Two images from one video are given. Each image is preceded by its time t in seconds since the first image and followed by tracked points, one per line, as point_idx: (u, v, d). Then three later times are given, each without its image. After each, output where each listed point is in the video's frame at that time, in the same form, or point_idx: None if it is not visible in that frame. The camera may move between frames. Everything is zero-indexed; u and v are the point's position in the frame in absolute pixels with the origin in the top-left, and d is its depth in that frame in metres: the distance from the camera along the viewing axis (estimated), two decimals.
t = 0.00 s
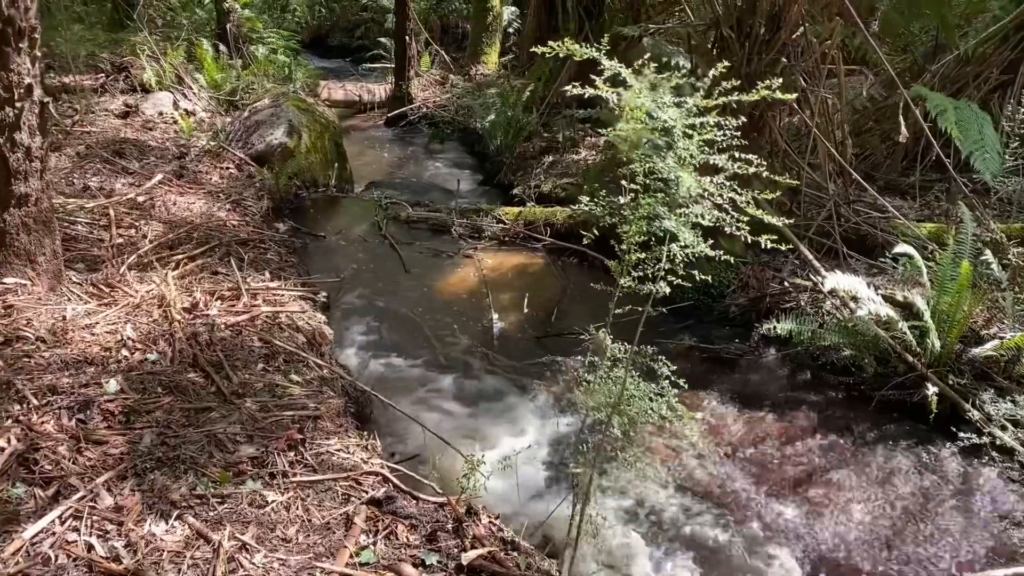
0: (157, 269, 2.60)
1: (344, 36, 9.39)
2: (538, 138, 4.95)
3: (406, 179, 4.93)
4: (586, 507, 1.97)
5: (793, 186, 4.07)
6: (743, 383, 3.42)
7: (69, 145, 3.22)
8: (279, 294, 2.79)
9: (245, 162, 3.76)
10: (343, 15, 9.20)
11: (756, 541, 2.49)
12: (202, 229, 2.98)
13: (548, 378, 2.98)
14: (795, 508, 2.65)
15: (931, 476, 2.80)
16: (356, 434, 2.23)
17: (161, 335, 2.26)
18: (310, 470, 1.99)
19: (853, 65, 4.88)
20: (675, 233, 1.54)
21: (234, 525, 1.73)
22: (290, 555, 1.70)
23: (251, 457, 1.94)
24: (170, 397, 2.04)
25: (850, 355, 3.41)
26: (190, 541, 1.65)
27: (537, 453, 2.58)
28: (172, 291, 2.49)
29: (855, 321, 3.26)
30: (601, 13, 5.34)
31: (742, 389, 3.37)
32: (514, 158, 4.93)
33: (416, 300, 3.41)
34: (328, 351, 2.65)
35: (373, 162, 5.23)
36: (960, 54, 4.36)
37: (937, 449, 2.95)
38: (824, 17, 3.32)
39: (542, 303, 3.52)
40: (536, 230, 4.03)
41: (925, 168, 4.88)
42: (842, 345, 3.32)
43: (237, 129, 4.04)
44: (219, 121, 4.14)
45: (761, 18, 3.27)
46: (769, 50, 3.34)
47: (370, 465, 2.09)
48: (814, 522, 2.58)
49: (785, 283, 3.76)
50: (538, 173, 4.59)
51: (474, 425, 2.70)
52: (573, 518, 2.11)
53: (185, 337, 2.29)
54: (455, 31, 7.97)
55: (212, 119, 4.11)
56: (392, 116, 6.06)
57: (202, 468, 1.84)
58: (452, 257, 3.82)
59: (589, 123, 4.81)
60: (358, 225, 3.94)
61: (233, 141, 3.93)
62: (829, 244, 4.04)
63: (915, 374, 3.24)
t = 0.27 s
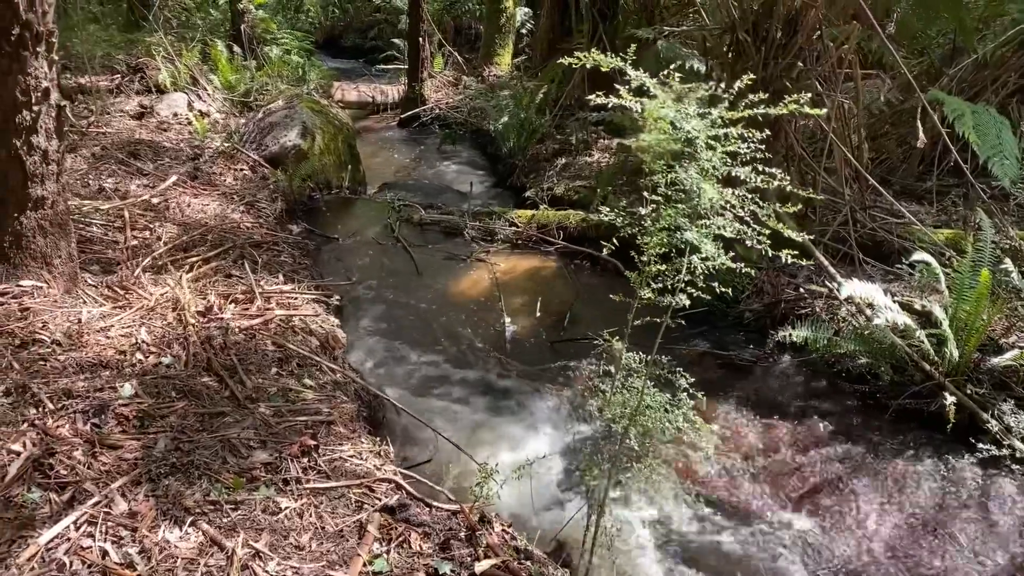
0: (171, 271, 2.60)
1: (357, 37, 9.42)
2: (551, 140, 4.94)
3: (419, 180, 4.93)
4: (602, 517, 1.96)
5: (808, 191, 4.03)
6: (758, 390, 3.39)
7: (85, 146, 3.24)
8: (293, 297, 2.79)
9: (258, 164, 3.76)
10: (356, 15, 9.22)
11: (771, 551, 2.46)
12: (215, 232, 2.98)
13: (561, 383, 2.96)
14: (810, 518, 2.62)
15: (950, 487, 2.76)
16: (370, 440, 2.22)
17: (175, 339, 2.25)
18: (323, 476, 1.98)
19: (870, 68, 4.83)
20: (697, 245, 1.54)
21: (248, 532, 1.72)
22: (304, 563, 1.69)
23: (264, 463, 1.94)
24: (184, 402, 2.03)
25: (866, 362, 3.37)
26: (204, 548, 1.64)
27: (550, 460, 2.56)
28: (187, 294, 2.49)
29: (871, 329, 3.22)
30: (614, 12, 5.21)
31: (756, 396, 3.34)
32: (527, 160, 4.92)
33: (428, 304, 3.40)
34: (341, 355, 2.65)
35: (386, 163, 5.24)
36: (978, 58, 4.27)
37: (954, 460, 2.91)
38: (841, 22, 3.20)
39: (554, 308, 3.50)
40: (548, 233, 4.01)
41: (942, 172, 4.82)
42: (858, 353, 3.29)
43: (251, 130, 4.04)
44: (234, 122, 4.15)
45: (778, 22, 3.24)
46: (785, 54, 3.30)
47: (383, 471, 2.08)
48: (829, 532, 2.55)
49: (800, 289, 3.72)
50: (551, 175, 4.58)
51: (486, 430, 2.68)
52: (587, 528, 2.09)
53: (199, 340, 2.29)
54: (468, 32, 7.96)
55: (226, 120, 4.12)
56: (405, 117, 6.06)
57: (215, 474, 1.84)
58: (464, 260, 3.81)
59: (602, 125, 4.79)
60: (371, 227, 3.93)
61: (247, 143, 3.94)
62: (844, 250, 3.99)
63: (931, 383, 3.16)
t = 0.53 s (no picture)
0: (184, 273, 2.61)
1: (370, 37, 9.44)
2: (563, 142, 4.92)
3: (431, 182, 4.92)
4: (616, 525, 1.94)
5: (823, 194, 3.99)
6: (771, 395, 3.36)
7: (100, 147, 3.25)
8: (305, 299, 2.79)
9: (271, 165, 3.76)
10: (368, 16, 9.24)
11: (785, 559, 2.44)
12: (229, 233, 2.99)
13: (573, 387, 2.94)
14: (824, 526, 2.59)
15: (967, 496, 2.72)
16: (382, 444, 2.21)
17: (189, 341, 2.25)
18: (335, 481, 1.97)
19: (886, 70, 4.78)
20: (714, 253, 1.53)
21: (260, 536, 1.71)
22: (316, 568, 1.67)
23: (277, 467, 1.93)
24: (197, 404, 2.03)
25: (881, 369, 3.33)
26: (217, 552, 1.63)
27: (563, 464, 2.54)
28: (200, 295, 2.49)
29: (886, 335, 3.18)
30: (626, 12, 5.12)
31: (770, 402, 3.30)
32: (539, 162, 4.90)
33: (440, 306, 3.39)
34: (354, 357, 2.64)
35: (398, 164, 5.24)
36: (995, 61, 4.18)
37: (971, 469, 2.86)
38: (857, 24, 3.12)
39: (566, 310, 3.48)
40: (560, 235, 3.99)
41: (959, 176, 4.77)
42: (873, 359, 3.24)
43: (264, 131, 4.05)
44: (247, 122, 4.16)
45: (794, 25, 3.20)
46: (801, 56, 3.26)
47: (395, 476, 2.07)
48: (844, 541, 2.52)
49: (814, 294, 3.68)
50: (563, 177, 4.56)
51: (498, 434, 2.67)
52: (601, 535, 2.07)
53: (212, 342, 2.29)
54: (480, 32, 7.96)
55: (240, 121, 4.13)
56: (417, 118, 6.07)
57: (228, 477, 1.83)
58: (476, 262, 3.80)
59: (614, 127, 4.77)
60: (383, 229, 3.93)
61: (260, 144, 3.94)
62: (859, 254, 3.95)
63: (948, 390, 3.10)
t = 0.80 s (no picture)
0: (196, 276, 2.61)
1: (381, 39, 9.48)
2: (574, 144, 4.90)
3: (441, 183, 4.92)
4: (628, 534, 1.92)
5: (836, 199, 3.94)
6: (783, 402, 3.32)
7: (113, 148, 3.26)
8: (316, 302, 2.78)
9: (283, 167, 3.76)
10: (379, 17, 9.25)
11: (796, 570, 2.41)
12: (240, 235, 2.99)
13: (583, 392, 2.92)
14: (836, 535, 2.56)
15: (983, 506, 2.68)
16: (392, 449, 2.20)
17: (200, 345, 2.26)
18: (346, 487, 1.96)
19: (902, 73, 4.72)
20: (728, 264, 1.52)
21: (270, 543, 1.70)
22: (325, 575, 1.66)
23: (287, 472, 1.93)
24: (208, 409, 2.03)
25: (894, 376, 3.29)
26: (227, 558, 1.62)
27: (573, 470, 2.52)
28: (212, 299, 2.50)
29: (900, 342, 3.14)
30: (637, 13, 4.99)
31: (781, 408, 3.27)
32: (550, 164, 4.89)
33: (450, 309, 3.38)
34: (364, 361, 2.63)
35: (409, 166, 5.24)
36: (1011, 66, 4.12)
37: (986, 479, 2.82)
38: (871, 28, 3.08)
39: (577, 314, 3.47)
40: (571, 238, 3.97)
41: (973, 181, 4.71)
42: (887, 366, 3.20)
43: (275, 133, 4.05)
44: (258, 124, 4.17)
45: (808, 29, 3.15)
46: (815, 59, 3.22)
47: (405, 483, 2.06)
48: (857, 551, 2.49)
49: (827, 299, 3.65)
50: (574, 179, 4.54)
51: (508, 439, 2.65)
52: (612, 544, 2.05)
53: (224, 347, 2.29)
54: (491, 33, 7.95)
55: (251, 122, 4.14)
56: (428, 120, 6.08)
57: (239, 483, 1.83)
58: (486, 265, 3.79)
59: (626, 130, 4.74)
60: (394, 231, 3.92)
61: (271, 145, 3.95)
62: (872, 260, 3.91)
63: (962, 399, 3.07)
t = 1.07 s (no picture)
0: (206, 282, 2.62)
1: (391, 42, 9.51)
2: (583, 149, 4.89)
3: (450, 188, 4.92)
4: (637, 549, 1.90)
5: (847, 207, 3.91)
6: (792, 411, 3.30)
7: (124, 152, 3.28)
8: (324, 308, 2.78)
9: (292, 172, 3.77)
10: (389, 20, 9.28)
11: None
12: (250, 240, 3.00)
13: (591, 401, 2.91)
14: (845, 549, 2.53)
15: (995, 520, 2.64)
16: (399, 459, 2.20)
17: (209, 352, 2.26)
18: (353, 498, 1.95)
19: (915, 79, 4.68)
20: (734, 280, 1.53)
21: (277, 554, 1.70)
22: None
23: (295, 482, 1.92)
24: (216, 417, 2.03)
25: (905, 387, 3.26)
26: (234, 569, 1.62)
27: (581, 480, 2.51)
28: (221, 305, 2.50)
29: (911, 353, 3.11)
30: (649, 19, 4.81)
31: (790, 418, 3.24)
32: (559, 169, 4.88)
33: (458, 315, 3.38)
34: (372, 367, 2.63)
35: (418, 170, 5.24)
36: None
37: (997, 493, 2.78)
38: (883, 34, 3.05)
39: (585, 321, 3.45)
40: (580, 245, 3.96)
41: (986, 189, 4.66)
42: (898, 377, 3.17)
43: (285, 137, 4.06)
44: (268, 128, 4.18)
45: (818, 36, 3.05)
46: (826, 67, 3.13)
47: (412, 493, 2.05)
48: (866, 565, 2.46)
49: (837, 308, 3.61)
50: (582, 185, 4.53)
51: (516, 447, 2.64)
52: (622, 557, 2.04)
53: (232, 354, 2.29)
54: (501, 37, 7.95)
55: (261, 127, 4.16)
56: (437, 123, 6.09)
57: (246, 494, 1.82)
58: (495, 271, 3.78)
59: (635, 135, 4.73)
60: (402, 236, 3.92)
61: (281, 150, 3.95)
62: (883, 268, 3.88)
63: (973, 411, 3.02)
